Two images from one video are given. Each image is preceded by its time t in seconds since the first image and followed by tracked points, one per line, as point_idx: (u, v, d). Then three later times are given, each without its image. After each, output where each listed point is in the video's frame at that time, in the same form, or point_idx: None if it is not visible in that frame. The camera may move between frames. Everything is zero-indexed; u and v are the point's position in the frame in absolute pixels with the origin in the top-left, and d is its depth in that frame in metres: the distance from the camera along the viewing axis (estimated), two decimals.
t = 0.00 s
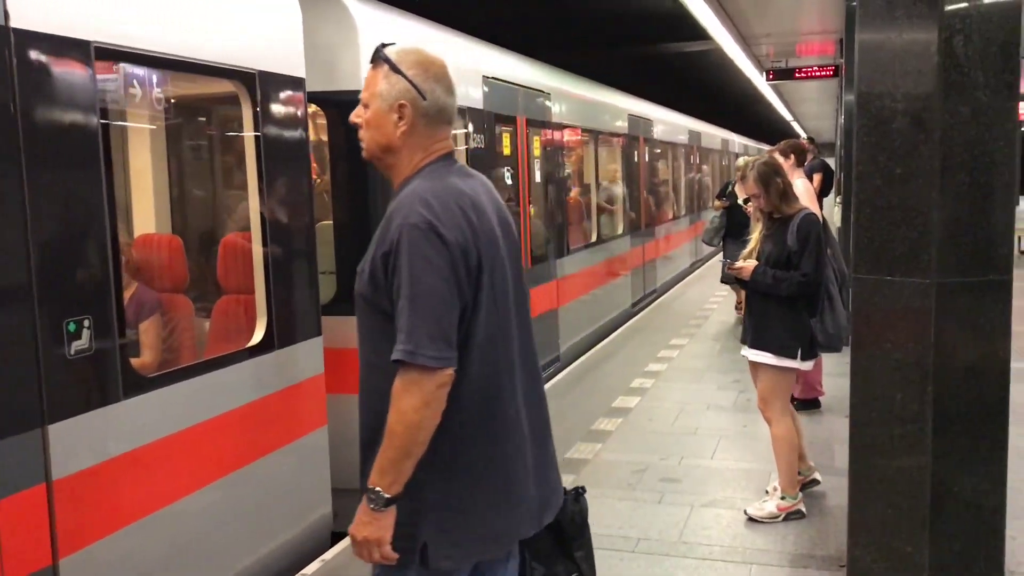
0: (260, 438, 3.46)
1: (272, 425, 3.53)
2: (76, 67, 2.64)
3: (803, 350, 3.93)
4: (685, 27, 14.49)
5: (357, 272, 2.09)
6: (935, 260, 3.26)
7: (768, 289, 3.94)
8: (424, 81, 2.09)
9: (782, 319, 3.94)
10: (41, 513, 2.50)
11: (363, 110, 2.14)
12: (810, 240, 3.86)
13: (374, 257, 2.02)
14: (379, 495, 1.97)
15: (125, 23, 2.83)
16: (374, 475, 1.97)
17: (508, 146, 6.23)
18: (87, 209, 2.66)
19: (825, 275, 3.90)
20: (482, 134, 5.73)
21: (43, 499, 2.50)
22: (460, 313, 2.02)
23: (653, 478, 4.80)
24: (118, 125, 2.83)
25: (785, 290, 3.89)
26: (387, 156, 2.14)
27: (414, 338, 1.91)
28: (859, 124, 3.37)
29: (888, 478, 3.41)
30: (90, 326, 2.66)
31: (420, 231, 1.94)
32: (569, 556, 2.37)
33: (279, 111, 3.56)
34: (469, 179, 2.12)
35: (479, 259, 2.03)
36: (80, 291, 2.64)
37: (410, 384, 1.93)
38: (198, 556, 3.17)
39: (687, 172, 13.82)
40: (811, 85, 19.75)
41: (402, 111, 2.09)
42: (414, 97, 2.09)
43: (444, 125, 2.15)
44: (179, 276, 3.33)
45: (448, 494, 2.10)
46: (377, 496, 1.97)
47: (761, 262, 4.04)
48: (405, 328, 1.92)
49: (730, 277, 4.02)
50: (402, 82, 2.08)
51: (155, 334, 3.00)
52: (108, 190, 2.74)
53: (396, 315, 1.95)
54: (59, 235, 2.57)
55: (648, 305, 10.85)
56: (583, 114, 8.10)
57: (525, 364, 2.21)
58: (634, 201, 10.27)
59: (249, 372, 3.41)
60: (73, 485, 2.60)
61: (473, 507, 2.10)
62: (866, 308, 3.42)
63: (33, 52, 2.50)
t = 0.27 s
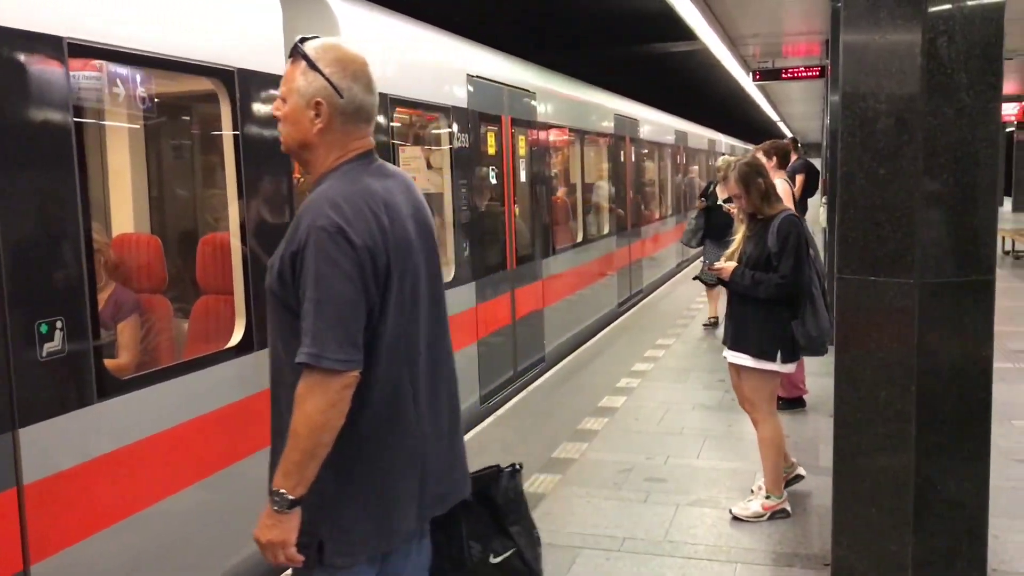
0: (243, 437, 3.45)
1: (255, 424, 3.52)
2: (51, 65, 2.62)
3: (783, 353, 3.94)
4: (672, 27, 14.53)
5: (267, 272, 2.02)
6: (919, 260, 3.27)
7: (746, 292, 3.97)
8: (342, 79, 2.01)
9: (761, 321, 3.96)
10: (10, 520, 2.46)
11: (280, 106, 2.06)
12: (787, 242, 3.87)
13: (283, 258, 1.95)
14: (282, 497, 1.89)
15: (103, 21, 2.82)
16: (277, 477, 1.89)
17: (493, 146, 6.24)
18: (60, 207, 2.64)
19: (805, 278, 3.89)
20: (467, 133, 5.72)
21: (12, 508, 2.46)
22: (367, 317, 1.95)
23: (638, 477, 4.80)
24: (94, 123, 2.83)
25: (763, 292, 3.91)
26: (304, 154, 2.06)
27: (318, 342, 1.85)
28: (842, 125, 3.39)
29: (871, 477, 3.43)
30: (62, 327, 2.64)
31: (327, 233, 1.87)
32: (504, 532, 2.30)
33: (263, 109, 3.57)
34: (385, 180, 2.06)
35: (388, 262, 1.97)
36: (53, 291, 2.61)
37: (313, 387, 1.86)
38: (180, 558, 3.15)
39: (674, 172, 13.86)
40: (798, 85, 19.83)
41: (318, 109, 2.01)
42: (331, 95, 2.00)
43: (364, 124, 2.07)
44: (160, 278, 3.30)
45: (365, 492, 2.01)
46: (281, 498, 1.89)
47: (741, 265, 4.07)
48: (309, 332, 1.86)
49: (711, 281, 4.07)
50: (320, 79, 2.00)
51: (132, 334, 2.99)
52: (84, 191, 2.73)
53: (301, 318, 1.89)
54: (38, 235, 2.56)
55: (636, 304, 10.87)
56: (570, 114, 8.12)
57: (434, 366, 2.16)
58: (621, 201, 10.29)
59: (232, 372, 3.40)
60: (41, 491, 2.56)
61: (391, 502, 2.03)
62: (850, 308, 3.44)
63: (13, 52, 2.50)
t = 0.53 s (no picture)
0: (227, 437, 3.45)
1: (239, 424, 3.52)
2: (30, 62, 2.60)
3: (765, 355, 3.96)
4: (659, 26, 14.55)
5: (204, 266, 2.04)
6: (904, 258, 3.29)
7: (729, 292, 3.97)
8: (280, 76, 2.03)
9: (744, 323, 3.98)
10: None
11: (216, 101, 2.07)
12: (773, 244, 3.88)
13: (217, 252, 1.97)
14: (181, 482, 1.87)
15: (85, 19, 2.81)
16: (177, 462, 1.87)
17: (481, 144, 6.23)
18: (39, 206, 2.62)
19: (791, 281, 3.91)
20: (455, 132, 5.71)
21: None
22: (296, 314, 1.96)
23: (625, 476, 4.81)
24: (78, 121, 2.83)
25: (746, 293, 3.92)
26: (240, 149, 2.08)
27: (238, 336, 1.86)
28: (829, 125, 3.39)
29: (855, 475, 3.45)
30: (43, 327, 2.62)
31: (256, 230, 1.88)
32: (408, 548, 2.26)
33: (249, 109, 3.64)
34: (324, 180, 2.07)
35: (320, 261, 1.98)
36: (32, 290, 2.59)
37: (228, 381, 1.86)
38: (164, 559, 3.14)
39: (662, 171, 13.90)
40: (785, 85, 19.92)
41: (256, 105, 2.03)
42: (269, 92, 2.03)
43: (299, 121, 2.10)
44: (144, 275, 3.20)
45: (279, 485, 2.01)
46: (177, 483, 1.87)
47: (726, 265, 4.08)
48: (231, 325, 1.87)
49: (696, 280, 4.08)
50: (257, 76, 2.02)
51: (116, 333, 2.97)
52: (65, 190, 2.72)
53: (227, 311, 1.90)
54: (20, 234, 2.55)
55: (624, 303, 10.90)
56: (558, 113, 8.13)
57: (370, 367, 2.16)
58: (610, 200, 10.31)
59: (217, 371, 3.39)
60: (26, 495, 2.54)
61: (303, 501, 2.02)
62: (835, 307, 3.45)
63: None
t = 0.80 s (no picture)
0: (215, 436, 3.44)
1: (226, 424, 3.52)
2: (14, 59, 2.58)
3: (752, 355, 3.97)
4: (649, 24, 14.55)
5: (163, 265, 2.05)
6: (893, 256, 3.29)
7: (717, 292, 3.99)
8: (244, 83, 2.09)
9: (731, 322, 3.99)
10: None
11: (173, 107, 2.06)
12: (761, 245, 3.87)
13: (180, 251, 1.99)
14: (153, 479, 1.90)
15: (72, 17, 2.81)
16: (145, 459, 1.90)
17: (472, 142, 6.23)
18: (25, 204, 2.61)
19: (780, 283, 3.90)
20: (445, 129, 5.71)
21: None
22: (260, 313, 1.99)
23: (616, 473, 4.82)
24: (67, 121, 2.81)
25: (733, 294, 3.93)
26: (200, 154, 2.09)
27: (207, 335, 1.88)
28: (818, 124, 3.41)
29: (843, 472, 3.47)
30: (31, 325, 2.62)
31: (226, 231, 1.90)
32: (337, 541, 2.27)
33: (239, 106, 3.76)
34: (284, 181, 2.10)
35: (285, 262, 2.01)
36: (20, 289, 2.58)
37: (195, 379, 1.89)
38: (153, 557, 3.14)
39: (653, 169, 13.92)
40: (775, 83, 19.96)
41: (222, 111, 2.07)
42: (235, 98, 2.08)
43: (257, 126, 2.16)
44: (134, 275, 3.16)
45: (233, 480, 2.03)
46: (146, 479, 1.90)
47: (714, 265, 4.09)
48: (200, 325, 1.89)
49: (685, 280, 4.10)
50: (223, 82, 2.05)
51: (106, 332, 2.97)
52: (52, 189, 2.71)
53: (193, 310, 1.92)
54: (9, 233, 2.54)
55: (615, 302, 10.91)
56: (549, 111, 8.14)
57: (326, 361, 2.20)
58: (601, 198, 10.32)
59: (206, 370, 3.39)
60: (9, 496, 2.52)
61: (257, 496, 2.04)
62: (823, 306, 3.47)
63: None
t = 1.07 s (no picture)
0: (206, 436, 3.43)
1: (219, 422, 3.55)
2: (11, 57, 2.58)
3: (748, 354, 3.98)
4: (647, 22, 14.54)
5: (142, 256, 2.18)
6: (890, 254, 3.29)
7: (713, 291, 3.99)
8: (220, 80, 2.25)
9: (727, 320, 3.99)
10: None
11: (152, 102, 2.19)
12: (758, 245, 3.87)
13: (168, 242, 2.13)
14: (188, 465, 2.08)
15: (67, 16, 2.81)
16: (178, 446, 2.07)
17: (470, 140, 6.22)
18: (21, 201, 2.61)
19: (776, 282, 3.90)
20: (442, 127, 5.70)
21: None
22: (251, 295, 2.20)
23: (614, 472, 4.82)
24: (63, 119, 2.81)
25: (729, 293, 3.94)
26: (178, 147, 2.23)
27: (219, 318, 2.07)
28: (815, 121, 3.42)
29: (841, 470, 3.47)
30: (27, 323, 2.62)
31: (223, 221, 2.10)
32: (296, 524, 2.45)
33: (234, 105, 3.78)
34: (248, 173, 2.30)
35: (268, 247, 2.24)
36: (15, 288, 2.58)
37: (213, 361, 2.08)
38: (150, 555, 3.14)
39: (652, 167, 13.91)
40: (773, 81, 19.94)
41: (201, 106, 2.23)
42: (213, 94, 2.24)
43: (227, 120, 2.32)
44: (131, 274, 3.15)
45: (222, 456, 2.22)
46: (184, 467, 2.07)
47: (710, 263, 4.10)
48: (211, 309, 2.07)
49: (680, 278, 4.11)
50: (203, 79, 2.21)
51: (103, 330, 2.97)
52: (47, 187, 2.71)
53: (199, 296, 2.09)
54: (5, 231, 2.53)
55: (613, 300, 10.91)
56: (546, 109, 8.14)
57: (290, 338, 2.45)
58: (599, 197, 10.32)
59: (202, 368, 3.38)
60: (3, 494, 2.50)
61: (242, 470, 2.24)
62: (821, 303, 3.47)
63: None
